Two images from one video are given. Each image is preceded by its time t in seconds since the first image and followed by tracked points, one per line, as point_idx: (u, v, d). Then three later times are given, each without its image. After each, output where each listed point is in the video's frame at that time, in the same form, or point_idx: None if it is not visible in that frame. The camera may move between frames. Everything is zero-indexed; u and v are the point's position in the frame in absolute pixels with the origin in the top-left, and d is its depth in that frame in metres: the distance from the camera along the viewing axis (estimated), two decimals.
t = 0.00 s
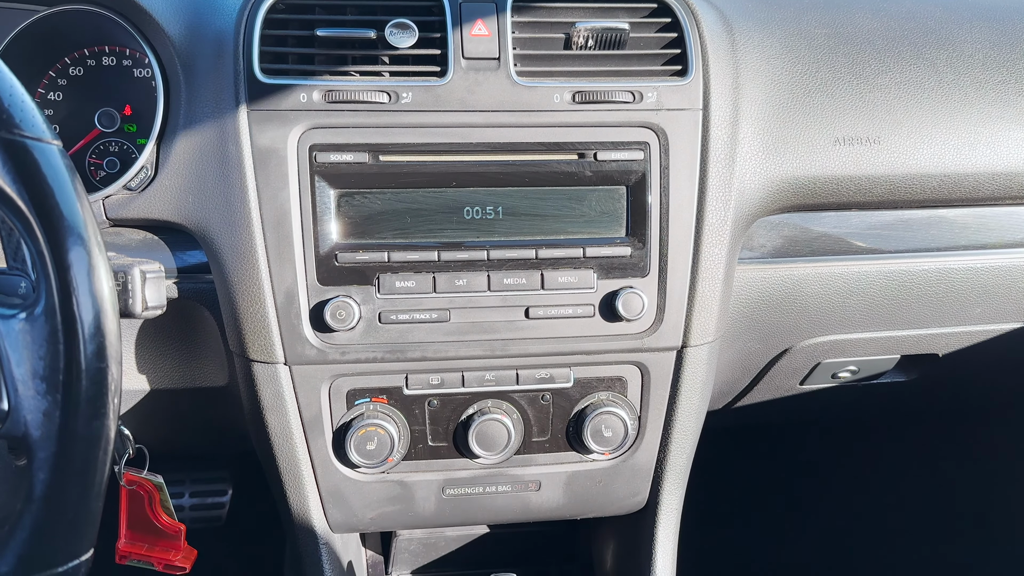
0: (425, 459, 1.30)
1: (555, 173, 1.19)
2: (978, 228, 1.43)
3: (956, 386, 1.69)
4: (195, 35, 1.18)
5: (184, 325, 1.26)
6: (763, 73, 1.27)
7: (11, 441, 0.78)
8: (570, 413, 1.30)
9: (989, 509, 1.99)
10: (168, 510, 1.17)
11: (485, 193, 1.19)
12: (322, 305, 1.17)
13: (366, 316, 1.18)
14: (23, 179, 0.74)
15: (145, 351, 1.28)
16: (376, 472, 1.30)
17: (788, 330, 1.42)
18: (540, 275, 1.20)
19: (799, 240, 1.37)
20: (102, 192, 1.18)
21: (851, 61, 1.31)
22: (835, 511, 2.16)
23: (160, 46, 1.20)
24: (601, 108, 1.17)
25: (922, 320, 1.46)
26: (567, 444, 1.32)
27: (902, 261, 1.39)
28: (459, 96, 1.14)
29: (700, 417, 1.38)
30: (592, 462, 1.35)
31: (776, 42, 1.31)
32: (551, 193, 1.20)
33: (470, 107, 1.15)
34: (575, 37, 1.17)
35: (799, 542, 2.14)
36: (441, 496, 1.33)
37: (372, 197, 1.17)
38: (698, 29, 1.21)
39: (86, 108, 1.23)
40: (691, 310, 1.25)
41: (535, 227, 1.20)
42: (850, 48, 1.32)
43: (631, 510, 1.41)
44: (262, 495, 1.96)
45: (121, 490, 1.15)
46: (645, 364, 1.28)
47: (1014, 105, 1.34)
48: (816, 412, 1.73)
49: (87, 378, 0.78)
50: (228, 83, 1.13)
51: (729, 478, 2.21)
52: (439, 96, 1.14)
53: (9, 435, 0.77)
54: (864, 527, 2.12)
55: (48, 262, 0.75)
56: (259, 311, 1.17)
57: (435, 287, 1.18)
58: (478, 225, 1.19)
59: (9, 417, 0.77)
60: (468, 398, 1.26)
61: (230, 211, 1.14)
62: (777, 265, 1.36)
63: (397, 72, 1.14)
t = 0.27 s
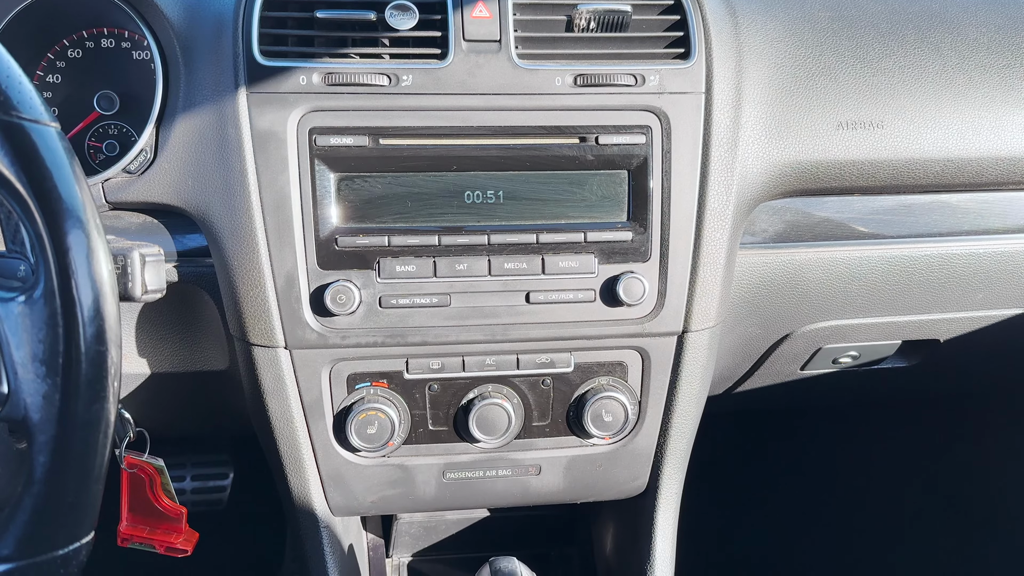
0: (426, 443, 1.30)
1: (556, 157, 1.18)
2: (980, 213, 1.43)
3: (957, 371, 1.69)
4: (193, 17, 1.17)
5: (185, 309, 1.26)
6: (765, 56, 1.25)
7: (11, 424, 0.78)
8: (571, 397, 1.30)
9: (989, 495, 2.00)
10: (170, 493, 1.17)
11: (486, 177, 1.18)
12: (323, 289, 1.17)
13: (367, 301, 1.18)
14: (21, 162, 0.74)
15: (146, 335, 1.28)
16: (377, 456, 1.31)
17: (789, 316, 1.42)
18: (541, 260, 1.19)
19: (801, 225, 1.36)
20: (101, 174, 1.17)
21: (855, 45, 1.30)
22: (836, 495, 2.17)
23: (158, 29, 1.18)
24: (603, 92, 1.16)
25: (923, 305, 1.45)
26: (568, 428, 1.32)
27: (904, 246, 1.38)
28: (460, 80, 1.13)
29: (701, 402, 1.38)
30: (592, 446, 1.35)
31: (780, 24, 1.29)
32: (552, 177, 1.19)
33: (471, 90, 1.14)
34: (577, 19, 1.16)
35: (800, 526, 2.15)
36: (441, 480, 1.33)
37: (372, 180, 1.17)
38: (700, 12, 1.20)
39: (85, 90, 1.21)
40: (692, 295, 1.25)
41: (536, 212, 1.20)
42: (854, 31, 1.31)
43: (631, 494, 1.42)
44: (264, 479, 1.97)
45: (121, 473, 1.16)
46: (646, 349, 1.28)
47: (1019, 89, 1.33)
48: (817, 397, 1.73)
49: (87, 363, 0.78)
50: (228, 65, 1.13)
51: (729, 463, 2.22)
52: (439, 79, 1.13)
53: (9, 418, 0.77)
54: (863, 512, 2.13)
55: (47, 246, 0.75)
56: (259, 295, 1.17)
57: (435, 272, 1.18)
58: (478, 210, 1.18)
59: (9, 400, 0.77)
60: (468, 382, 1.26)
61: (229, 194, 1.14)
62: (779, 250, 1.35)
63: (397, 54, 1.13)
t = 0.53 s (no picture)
0: (426, 428, 1.31)
1: (558, 141, 1.18)
2: (983, 198, 1.42)
3: (958, 357, 1.69)
4: None
5: (185, 293, 1.26)
6: (769, 39, 1.24)
7: (11, 407, 0.78)
8: (571, 382, 1.30)
9: (989, 479, 2.01)
10: (171, 476, 1.18)
11: (487, 161, 1.17)
12: (323, 273, 1.17)
13: (367, 285, 1.18)
14: (19, 144, 0.73)
15: (146, 319, 1.28)
16: (377, 440, 1.31)
17: (790, 301, 1.42)
18: (542, 245, 1.19)
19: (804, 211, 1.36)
20: (100, 158, 1.16)
21: (859, 28, 1.29)
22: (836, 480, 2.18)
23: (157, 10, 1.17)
24: (605, 75, 1.16)
25: (925, 291, 1.45)
26: (568, 413, 1.32)
27: (906, 232, 1.38)
28: (461, 63, 1.12)
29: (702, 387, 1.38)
30: (593, 431, 1.35)
31: (783, 6, 1.28)
32: (553, 161, 1.18)
33: (472, 73, 1.13)
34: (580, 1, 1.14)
35: (800, 511, 2.16)
36: (441, 464, 1.33)
37: (372, 164, 1.16)
38: None
39: (84, 72, 1.19)
40: (694, 281, 1.24)
41: (537, 196, 1.19)
42: (858, 14, 1.30)
43: (631, 479, 1.42)
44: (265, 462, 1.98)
45: (122, 457, 1.16)
46: (647, 334, 1.28)
47: None
48: (817, 382, 1.73)
49: (87, 346, 0.78)
50: (227, 47, 1.12)
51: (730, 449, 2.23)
52: (440, 62, 1.12)
53: (8, 402, 0.77)
54: (863, 496, 2.14)
55: (45, 229, 0.75)
56: (260, 279, 1.17)
57: (436, 256, 1.17)
58: (479, 194, 1.18)
59: (8, 383, 0.76)
60: (469, 367, 1.26)
61: (230, 178, 1.13)
62: (781, 235, 1.35)
63: (397, 36, 1.12)
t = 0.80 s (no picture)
0: (426, 412, 1.31)
1: (559, 125, 1.17)
2: (986, 183, 1.41)
3: (959, 343, 1.68)
4: None
5: (183, 276, 1.25)
6: (772, 21, 1.23)
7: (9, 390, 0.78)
8: (571, 367, 1.30)
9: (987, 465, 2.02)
10: (171, 459, 1.18)
11: (487, 145, 1.17)
12: (322, 258, 1.16)
13: (367, 269, 1.17)
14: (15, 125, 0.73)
15: (144, 302, 1.27)
16: (377, 425, 1.31)
17: (791, 286, 1.41)
18: (542, 229, 1.18)
19: (806, 195, 1.35)
20: (99, 140, 1.16)
21: (863, 10, 1.27)
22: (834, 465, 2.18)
23: None
24: (607, 57, 1.15)
25: (927, 277, 1.44)
26: (568, 397, 1.32)
27: (908, 217, 1.37)
28: (461, 45, 1.12)
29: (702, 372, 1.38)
30: (592, 416, 1.35)
31: None
32: (553, 144, 1.18)
33: (472, 55, 1.12)
34: None
35: (798, 495, 2.17)
36: (441, 448, 1.33)
37: (372, 148, 1.15)
38: None
39: (82, 54, 1.18)
40: (694, 266, 1.24)
41: (538, 180, 1.19)
42: None
43: (631, 463, 1.42)
44: (265, 445, 1.99)
45: (121, 440, 1.16)
46: (647, 319, 1.28)
47: None
48: (817, 368, 1.73)
49: (85, 330, 0.77)
50: (225, 28, 1.10)
51: (728, 434, 2.23)
52: (440, 44, 1.11)
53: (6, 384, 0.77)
54: (861, 481, 2.15)
55: (42, 211, 0.74)
56: (259, 263, 1.16)
57: (436, 241, 1.17)
58: (479, 178, 1.17)
59: (7, 366, 0.77)
60: (468, 351, 1.26)
61: (228, 161, 1.13)
62: (782, 220, 1.34)
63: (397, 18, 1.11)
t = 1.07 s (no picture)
0: (426, 396, 1.31)
1: (560, 109, 1.16)
2: (988, 169, 1.40)
3: (959, 329, 1.68)
4: None
5: (182, 260, 1.25)
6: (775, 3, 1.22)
7: (8, 373, 0.78)
8: (571, 352, 1.30)
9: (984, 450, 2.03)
10: (171, 443, 1.18)
11: (487, 128, 1.16)
12: (321, 241, 1.16)
13: (366, 254, 1.17)
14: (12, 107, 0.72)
15: (144, 286, 1.27)
16: (377, 409, 1.31)
17: (792, 272, 1.41)
18: (542, 214, 1.18)
19: (807, 180, 1.34)
20: (97, 123, 1.15)
21: None
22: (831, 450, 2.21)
23: None
24: (608, 40, 1.14)
25: (927, 262, 1.44)
26: (567, 382, 1.33)
27: (910, 202, 1.37)
28: (460, 27, 1.11)
29: (701, 357, 1.38)
30: (592, 400, 1.35)
31: None
32: (554, 128, 1.17)
33: (472, 38, 1.11)
34: None
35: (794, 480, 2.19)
36: (441, 432, 1.34)
37: (371, 131, 1.15)
38: None
39: (80, 35, 1.16)
40: (695, 251, 1.24)
41: (538, 164, 1.18)
42: None
43: (630, 447, 1.43)
44: (265, 428, 1.99)
45: (122, 423, 1.16)
46: (647, 304, 1.28)
47: None
48: (817, 353, 1.73)
49: (84, 313, 0.77)
50: (223, 9, 1.09)
51: (727, 419, 2.24)
52: (440, 26, 1.10)
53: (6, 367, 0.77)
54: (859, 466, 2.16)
55: (40, 194, 0.74)
56: (258, 247, 1.16)
57: (436, 225, 1.16)
58: (479, 162, 1.17)
59: (7, 348, 0.77)
60: (468, 336, 1.26)
61: (227, 144, 1.12)
62: (783, 205, 1.34)
63: None
